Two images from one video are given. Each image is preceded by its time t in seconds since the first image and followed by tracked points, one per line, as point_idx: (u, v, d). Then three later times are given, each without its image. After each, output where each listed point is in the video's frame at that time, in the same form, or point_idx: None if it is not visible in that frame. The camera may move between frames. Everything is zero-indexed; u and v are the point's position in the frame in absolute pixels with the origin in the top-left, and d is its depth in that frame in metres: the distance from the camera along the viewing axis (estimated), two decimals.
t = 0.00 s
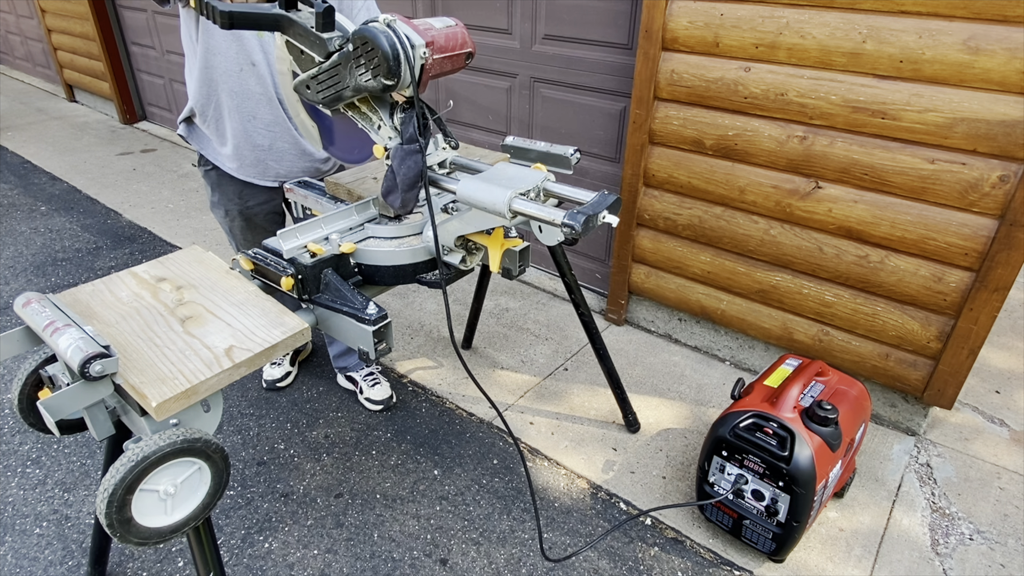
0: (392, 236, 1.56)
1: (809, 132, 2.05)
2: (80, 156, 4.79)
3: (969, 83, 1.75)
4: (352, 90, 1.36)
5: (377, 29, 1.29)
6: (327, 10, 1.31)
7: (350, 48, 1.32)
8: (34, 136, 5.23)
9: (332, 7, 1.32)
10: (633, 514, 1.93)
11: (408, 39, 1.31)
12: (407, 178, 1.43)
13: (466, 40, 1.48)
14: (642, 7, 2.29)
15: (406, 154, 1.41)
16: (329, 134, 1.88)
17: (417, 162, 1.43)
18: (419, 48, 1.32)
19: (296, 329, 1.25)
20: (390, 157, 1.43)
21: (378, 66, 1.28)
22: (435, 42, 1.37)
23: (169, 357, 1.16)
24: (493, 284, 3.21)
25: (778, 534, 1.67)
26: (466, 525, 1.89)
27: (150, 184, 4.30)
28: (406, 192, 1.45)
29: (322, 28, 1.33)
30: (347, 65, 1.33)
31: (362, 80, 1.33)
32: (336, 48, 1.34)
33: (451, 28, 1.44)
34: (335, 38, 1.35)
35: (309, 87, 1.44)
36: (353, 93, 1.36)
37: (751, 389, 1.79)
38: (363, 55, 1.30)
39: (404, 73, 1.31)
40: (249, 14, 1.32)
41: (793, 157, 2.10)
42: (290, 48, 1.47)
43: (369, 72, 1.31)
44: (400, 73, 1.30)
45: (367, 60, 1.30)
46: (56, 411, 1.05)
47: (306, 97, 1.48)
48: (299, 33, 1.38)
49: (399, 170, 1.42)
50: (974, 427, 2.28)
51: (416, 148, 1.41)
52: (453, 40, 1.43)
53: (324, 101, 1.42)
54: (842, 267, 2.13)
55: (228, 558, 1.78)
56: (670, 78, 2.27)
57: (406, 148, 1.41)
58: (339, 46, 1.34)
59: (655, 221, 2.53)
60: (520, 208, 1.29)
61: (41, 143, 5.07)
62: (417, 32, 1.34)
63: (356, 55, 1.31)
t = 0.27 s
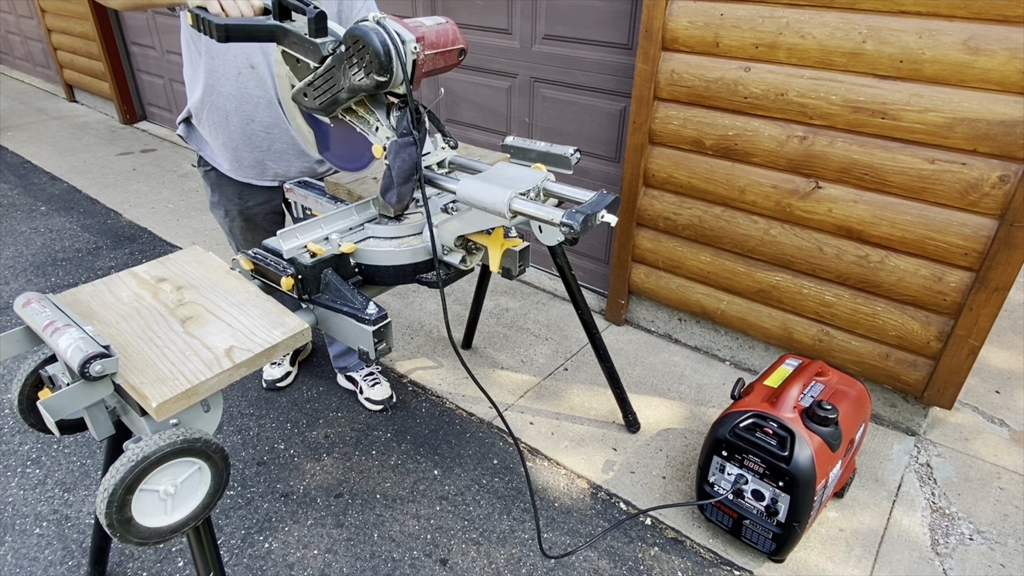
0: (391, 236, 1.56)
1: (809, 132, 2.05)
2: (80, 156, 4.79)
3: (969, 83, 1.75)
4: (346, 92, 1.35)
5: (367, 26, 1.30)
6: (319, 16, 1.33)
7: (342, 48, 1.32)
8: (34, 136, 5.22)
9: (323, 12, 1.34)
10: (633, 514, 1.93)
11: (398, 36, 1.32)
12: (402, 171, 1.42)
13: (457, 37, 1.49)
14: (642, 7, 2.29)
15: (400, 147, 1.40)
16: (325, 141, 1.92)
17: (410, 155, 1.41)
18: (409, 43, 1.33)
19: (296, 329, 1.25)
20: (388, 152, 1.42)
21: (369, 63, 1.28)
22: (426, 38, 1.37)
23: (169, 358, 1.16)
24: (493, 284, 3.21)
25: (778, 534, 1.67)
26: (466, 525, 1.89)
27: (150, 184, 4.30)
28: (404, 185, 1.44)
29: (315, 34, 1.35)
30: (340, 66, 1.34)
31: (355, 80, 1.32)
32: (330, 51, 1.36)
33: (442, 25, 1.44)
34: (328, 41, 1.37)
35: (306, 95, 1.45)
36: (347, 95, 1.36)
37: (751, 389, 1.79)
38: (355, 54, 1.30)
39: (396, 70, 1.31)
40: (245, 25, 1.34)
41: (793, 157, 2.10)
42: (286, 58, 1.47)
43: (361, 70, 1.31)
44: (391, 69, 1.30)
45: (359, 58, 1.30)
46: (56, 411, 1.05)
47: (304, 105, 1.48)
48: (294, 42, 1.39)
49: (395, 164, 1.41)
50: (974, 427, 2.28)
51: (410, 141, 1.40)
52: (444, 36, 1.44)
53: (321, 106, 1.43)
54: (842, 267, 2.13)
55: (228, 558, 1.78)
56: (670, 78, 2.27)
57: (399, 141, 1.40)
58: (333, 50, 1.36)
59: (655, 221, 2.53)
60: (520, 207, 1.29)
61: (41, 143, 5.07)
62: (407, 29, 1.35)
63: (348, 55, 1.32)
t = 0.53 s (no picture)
0: (391, 236, 1.56)
1: (809, 132, 2.05)
2: (80, 156, 4.79)
3: (969, 83, 1.75)
4: (344, 93, 1.35)
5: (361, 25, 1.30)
6: (314, 20, 1.35)
7: (337, 49, 1.32)
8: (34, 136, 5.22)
9: (319, 16, 1.35)
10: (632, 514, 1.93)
11: (392, 33, 1.32)
12: (399, 166, 1.40)
13: (452, 35, 1.49)
14: (642, 7, 2.29)
15: (396, 142, 1.38)
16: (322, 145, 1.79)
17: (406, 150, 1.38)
18: (403, 40, 1.33)
19: (296, 330, 1.25)
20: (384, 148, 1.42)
21: (365, 62, 1.28)
22: (420, 37, 1.37)
23: (169, 358, 1.16)
24: (493, 284, 3.21)
25: (778, 534, 1.67)
26: (466, 525, 1.89)
27: (150, 184, 4.30)
28: (400, 181, 1.42)
29: (311, 39, 1.36)
30: (336, 68, 1.33)
31: (351, 80, 1.32)
32: (326, 54, 1.36)
33: (436, 24, 1.44)
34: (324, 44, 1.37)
35: (305, 99, 1.45)
36: (344, 96, 1.35)
37: (751, 389, 1.79)
38: (350, 54, 1.30)
39: (391, 67, 1.31)
40: (242, 34, 1.35)
41: (793, 157, 2.10)
42: (285, 64, 1.48)
43: (357, 70, 1.30)
44: (387, 66, 1.30)
45: (354, 58, 1.30)
46: (56, 411, 1.05)
47: (303, 110, 1.47)
48: (292, 47, 1.40)
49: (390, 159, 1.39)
50: (974, 427, 2.28)
51: (406, 136, 1.38)
52: (439, 34, 1.44)
53: (320, 110, 1.42)
54: (842, 267, 2.13)
55: (228, 558, 1.78)
56: (670, 78, 2.27)
57: (396, 136, 1.38)
58: (329, 52, 1.36)
59: (655, 221, 2.53)
60: (519, 207, 1.29)
61: (41, 143, 5.07)
62: (400, 27, 1.35)
63: (343, 55, 1.31)
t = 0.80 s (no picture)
0: (391, 236, 1.56)
1: (809, 132, 2.05)
2: (80, 156, 4.79)
3: (969, 83, 1.75)
4: (342, 94, 1.35)
5: (356, 25, 1.30)
6: (311, 23, 1.35)
7: (334, 50, 1.32)
8: (34, 136, 5.23)
9: (316, 18, 1.35)
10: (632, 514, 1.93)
11: (389, 32, 1.32)
12: (395, 164, 1.40)
13: (449, 35, 1.48)
14: (642, 7, 2.29)
15: (393, 140, 1.38)
16: (321, 146, 1.79)
17: (403, 146, 1.38)
18: (400, 40, 1.33)
19: (296, 330, 1.25)
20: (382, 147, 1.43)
21: (362, 61, 1.28)
22: (416, 36, 1.37)
23: (170, 358, 1.16)
24: (493, 284, 3.21)
25: (778, 534, 1.67)
26: (466, 525, 1.89)
27: (150, 184, 4.30)
28: (398, 178, 1.41)
29: (308, 41, 1.36)
30: (333, 69, 1.33)
31: (349, 80, 1.32)
32: (324, 56, 1.36)
33: (432, 23, 1.44)
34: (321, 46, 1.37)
35: (304, 103, 1.45)
36: (343, 96, 1.35)
37: (751, 389, 1.79)
38: (347, 54, 1.30)
39: (388, 66, 1.31)
40: (240, 39, 1.35)
41: (793, 157, 2.10)
42: (284, 68, 1.48)
43: (354, 70, 1.31)
44: (384, 66, 1.30)
45: (351, 58, 1.30)
46: (56, 411, 1.05)
47: (303, 113, 1.47)
48: (290, 50, 1.40)
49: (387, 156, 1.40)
50: (974, 427, 2.28)
51: (403, 134, 1.38)
52: (435, 34, 1.43)
53: (319, 112, 1.42)
54: (842, 267, 2.13)
55: (228, 558, 1.78)
56: (670, 78, 2.27)
57: (393, 134, 1.38)
58: (326, 54, 1.36)
59: (655, 221, 2.53)
60: (520, 207, 1.29)
61: (40, 143, 5.07)
62: (397, 26, 1.35)
63: (340, 56, 1.32)
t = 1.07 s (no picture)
0: (391, 236, 1.56)
1: (809, 132, 2.05)
2: (80, 156, 4.79)
3: (969, 83, 1.75)
4: (342, 94, 1.35)
5: (354, 25, 1.30)
6: (311, 23, 1.35)
7: (333, 51, 1.32)
8: (34, 136, 5.23)
9: (315, 19, 1.36)
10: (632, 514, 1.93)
11: (388, 32, 1.32)
12: (395, 163, 1.40)
13: (448, 34, 1.48)
14: (642, 7, 2.29)
15: (392, 139, 1.37)
16: (322, 148, 1.76)
17: (401, 146, 1.38)
18: (399, 40, 1.33)
19: (297, 330, 1.25)
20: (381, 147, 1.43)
21: (361, 61, 1.28)
22: (416, 36, 1.37)
23: (170, 359, 1.16)
24: (493, 284, 3.21)
25: (778, 534, 1.67)
26: (466, 525, 1.89)
27: (150, 184, 4.30)
28: (398, 178, 1.41)
29: (308, 41, 1.37)
30: (333, 69, 1.33)
31: (348, 80, 1.32)
32: (324, 57, 1.36)
33: (431, 23, 1.44)
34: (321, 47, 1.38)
35: (304, 104, 1.45)
36: (342, 97, 1.35)
37: (751, 389, 1.79)
38: (346, 54, 1.30)
39: (387, 66, 1.31)
40: (241, 40, 1.35)
41: (793, 157, 2.10)
42: (284, 70, 1.48)
43: (354, 70, 1.31)
44: (383, 65, 1.30)
45: (351, 58, 1.30)
46: (56, 411, 1.05)
47: (303, 114, 1.47)
48: (290, 52, 1.40)
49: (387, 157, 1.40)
50: (974, 427, 2.28)
51: (402, 133, 1.38)
52: (434, 33, 1.43)
53: (318, 113, 1.43)
54: (842, 267, 2.13)
55: (228, 558, 1.78)
56: (670, 78, 2.27)
57: (392, 133, 1.38)
58: (325, 55, 1.36)
59: (655, 221, 2.53)
60: (520, 207, 1.29)
61: (40, 143, 5.07)
62: (396, 26, 1.35)
63: (339, 56, 1.32)
